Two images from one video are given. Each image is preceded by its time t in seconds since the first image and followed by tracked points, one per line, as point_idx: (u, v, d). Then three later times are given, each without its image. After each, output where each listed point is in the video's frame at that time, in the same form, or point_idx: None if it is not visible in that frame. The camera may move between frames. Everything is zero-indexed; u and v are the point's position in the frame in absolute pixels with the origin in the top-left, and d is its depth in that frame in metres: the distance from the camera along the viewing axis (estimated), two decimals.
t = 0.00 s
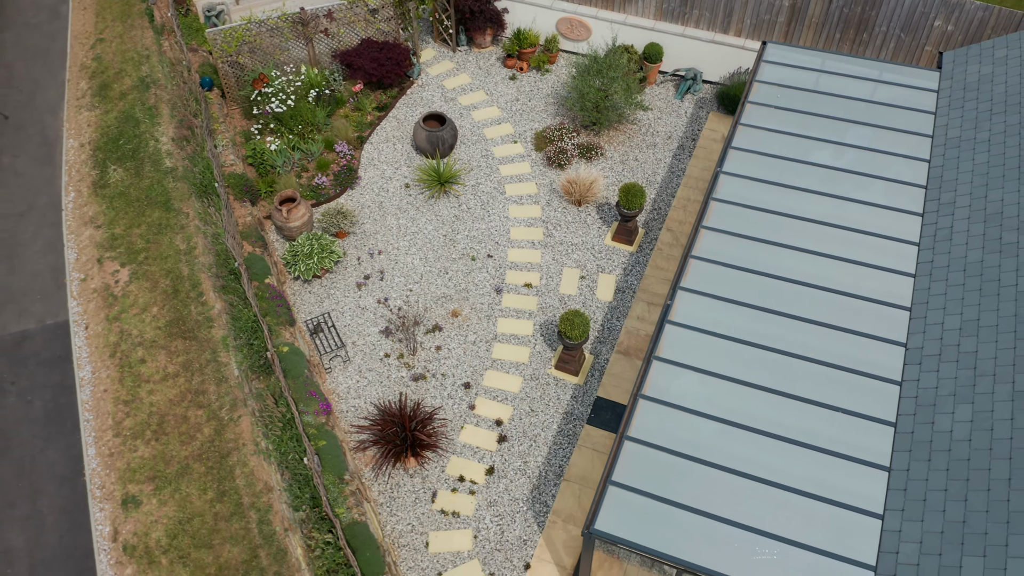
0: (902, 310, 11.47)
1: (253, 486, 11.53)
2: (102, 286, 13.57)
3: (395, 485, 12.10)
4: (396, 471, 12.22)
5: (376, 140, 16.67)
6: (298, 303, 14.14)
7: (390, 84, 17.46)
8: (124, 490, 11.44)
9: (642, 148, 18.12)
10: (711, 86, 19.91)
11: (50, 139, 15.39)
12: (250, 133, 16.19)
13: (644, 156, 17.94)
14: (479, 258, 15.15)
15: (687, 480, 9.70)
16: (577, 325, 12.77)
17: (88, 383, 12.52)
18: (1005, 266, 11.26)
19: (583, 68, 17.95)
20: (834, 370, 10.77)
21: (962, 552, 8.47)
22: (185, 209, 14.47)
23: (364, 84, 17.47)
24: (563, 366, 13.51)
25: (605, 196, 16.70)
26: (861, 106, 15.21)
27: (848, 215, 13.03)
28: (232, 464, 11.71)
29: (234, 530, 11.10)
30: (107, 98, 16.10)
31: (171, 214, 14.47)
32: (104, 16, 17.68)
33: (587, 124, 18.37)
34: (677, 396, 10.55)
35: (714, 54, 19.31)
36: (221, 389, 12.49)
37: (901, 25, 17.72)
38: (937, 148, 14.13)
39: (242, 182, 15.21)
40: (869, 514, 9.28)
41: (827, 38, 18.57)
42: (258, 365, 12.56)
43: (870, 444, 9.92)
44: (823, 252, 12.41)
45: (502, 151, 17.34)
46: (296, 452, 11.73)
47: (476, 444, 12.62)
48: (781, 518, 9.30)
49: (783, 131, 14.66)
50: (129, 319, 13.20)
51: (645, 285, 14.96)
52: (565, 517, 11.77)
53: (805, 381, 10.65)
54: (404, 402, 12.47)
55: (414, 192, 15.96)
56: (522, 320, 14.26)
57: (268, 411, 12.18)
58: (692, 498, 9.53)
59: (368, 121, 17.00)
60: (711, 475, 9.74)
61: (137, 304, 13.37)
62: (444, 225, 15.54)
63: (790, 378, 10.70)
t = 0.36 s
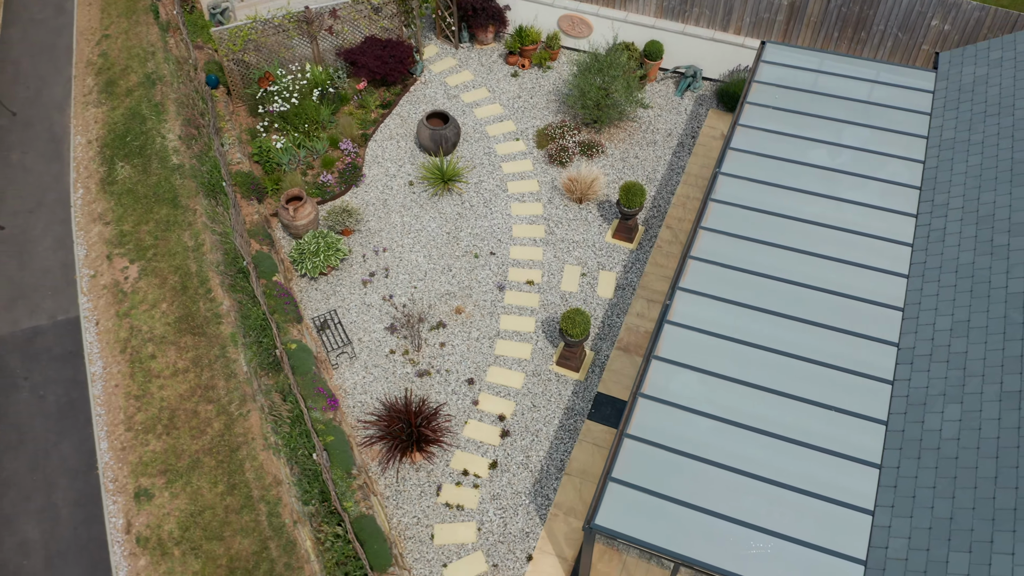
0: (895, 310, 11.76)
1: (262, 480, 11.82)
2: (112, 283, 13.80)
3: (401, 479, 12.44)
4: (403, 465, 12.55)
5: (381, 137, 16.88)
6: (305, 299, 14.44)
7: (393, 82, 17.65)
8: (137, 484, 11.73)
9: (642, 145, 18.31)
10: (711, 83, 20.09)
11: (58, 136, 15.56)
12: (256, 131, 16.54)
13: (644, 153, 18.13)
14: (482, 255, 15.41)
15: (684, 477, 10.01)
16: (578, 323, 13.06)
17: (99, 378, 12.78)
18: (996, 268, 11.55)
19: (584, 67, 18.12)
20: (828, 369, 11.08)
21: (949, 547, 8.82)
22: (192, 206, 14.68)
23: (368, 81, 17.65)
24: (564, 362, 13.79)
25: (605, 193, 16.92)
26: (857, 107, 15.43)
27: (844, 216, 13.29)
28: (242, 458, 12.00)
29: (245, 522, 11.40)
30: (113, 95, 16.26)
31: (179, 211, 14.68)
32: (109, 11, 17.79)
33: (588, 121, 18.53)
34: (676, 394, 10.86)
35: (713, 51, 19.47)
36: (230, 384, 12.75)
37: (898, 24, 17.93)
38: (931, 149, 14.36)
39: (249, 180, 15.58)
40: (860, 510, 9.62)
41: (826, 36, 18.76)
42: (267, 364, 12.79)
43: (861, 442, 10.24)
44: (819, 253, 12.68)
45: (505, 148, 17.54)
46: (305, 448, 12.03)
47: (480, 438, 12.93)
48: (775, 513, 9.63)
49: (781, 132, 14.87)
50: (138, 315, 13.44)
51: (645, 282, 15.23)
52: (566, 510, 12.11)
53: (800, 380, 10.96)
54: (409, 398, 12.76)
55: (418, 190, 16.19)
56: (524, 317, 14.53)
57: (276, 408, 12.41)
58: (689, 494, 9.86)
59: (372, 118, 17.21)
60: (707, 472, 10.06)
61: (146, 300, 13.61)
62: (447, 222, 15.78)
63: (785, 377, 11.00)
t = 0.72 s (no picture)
0: (887, 309, 12.09)
1: (272, 471, 12.17)
2: (122, 278, 14.06)
3: (406, 471, 12.76)
4: (407, 458, 12.87)
5: (384, 134, 17.11)
6: (311, 295, 14.73)
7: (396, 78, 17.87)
8: (150, 475, 12.06)
9: (641, 142, 18.51)
10: (710, 79, 20.27)
11: (66, 132, 15.76)
12: (261, 127, 16.78)
13: (644, 149, 18.35)
14: (484, 251, 15.68)
15: (681, 472, 10.38)
16: (578, 319, 13.37)
17: (111, 372, 13.06)
18: (985, 268, 11.87)
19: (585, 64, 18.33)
20: (821, 367, 11.42)
21: (935, 540, 9.19)
22: (200, 203, 14.93)
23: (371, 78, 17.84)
24: (565, 357, 14.10)
25: (606, 190, 17.16)
26: (853, 107, 15.66)
27: (838, 215, 13.58)
28: (252, 451, 12.33)
29: (255, 513, 11.78)
30: (120, 91, 16.45)
31: (186, 207, 14.92)
32: (114, 7, 17.95)
33: (588, 118, 18.68)
34: (673, 391, 11.20)
35: (712, 48, 19.66)
36: (239, 378, 13.06)
37: (895, 22, 18.14)
38: (925, 149, 14.61)
39: (256, 177, 15.78)
40: (850, 503, 10.00)
41: (823, 34, 18.97)
42: (277, 359, 13.11)
43: (852, 437, 10.61)
44: (814, 252, 12.98)
45: (506, 145, 17.77)
46: (314, 442, 12.36)
47: (483, 432, 13.28)
48: (768, 507, 10.01)
49: (777, 132, 15.11)
50: (148, 311, 13.71)
51: (644, 278, 15.51)
52: (567, 502, 12.47)
53: (794, 377, 11.31)
54: (414, 393, 13.08)
55: (421, 186, 16.45)
56: (526, 313, 14.84)
57: (285, 403, 12.73)
58: (686, 488, 10.22)
59: (375, 115, 17.44)
60: (703, 466, 10.41)
61: (155, 296, 13.88)
62: (450, 219, 16.05)
63: (779, 374, 11.35)
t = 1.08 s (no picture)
0: (876, 309, 12.44)
1: (279, 465, 12.54)
2: (130, 274, 14.34)
3: (409, 465, 13.13)
4: (411, 452, 13.24)
5: (386, 132, 17.37)
6: (317, 292, 15.03)
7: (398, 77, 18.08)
8: (160, 468, 12.41)
9: (639, 139, 18.72)
10: (708, 76, 20.47)
11: (73, 129, 16.02)
12: (266, 125, 17.00)
13: (642, 147, 18.58)
14: (485, 249, 15.98)
15: (675, 467, 10.77)
16: (576, 317, 13.71)
17: (121, 367, 13.37)
18: (972, 270, 12.22)
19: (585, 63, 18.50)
20: (812, 365, 11.79)
21: (918, 535, 9.59)
22: (205, 200, 15.19)
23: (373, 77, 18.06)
24: (563, 353, 14.44)
25: (604, 188, 17.43)
26: (847, 107, 15.88)
27: (831, 216, 13.88)
28: (259, 445, 12.69)
29: (263, 505, 12.15)
30: (125, 88, 16.70)
31: (192, 204, 15.19)
32: (119, 4, 18.19)
33: (587, 117, 18.86)
34: (668, 389, 11.57)
35: (709, 46, 19.87)
36: (246, 373, 13.40)
37: (889, 22, 18.40)
38: (916, 151, 14.86)
39: (261, 176, 16.05)
40: (837, 498, 10.40)
41: (819, 33, 19.23)
42: (284, 357, 13.41)
43: (841, 434, 11.00)
44: (806, 253, 13.30)
45: (507, 143, 18.02)
46: (320, 438, 12.65)
47: (484, 426, 13.65)
48: (759, 501, 10.42)
49: (772, 133, 15.36)
50: (156, 307, 14.01)
51: (641, 275, 15.82)
52: (565, 494, 12.87)
53: (785, 375, 11.68)
54: (417, 389, 13.47)
55: (423, 184, 16.72)
56: (526, 310, 15.17)
57: (292, 400, 13.01)
58: (680, 483, 10.62)
59: (377, 113, 17.68)
60: (696, 462, 10.80)
61: (163, 292, 14.18)
62: (451, 216, 16.34)
63: (771, 373, 11.72)
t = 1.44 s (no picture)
0: (862, 311, 12.88)
1: (285, 459, 12.97)
2: (137, 273, 14.67)
3: (411, 460, 13.58)
4: (412, 448, 13.68)
5: (387, 132, 17.69)
6: (320, 291, 15.40)
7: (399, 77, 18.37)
8: (170, 463, 12.82)
9: (636, 139, 19.01)
10: (704, 76, 20.73)
11: (79, 128, 16.31)
12: (269, 125, 17.31)
13: (638, 147, 18.86)
14: (484, 248, 16.35)
15: (666, 465, 11.25)
16: (572, 317, 14.13)
17: (130, 364, 13.74)
18: (955, 274, 12.65)
19: (581, 66, 18.79)
20: (799, 366, 12.25)
21: (897, 531, 10.07)
22: (210, 199, 15.50)
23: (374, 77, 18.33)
24: (560, 351, 14.85)
25: (601, 187, 17.76)
26: (838, 111, 16.20)
27: (820, 219, 14.27)
28: (265, 440, 13.11)
29: (270, 498, 12.59)
30: (130, 88, 16.99)
31: (198, 204, 15.50)
32: (123, 3, 18.49)
33: (584, 117, 19.11)
34: (661, 389, 12.03)
35: (704, 47, 20.12)
36: (252, 370, 13.79)
37: (881, 24, 18.72)
38: (905, 155, 15.20)
39: (265, 177, 16.40)
40: (820, 495, 10.89)
41: (812, 34, 19.57)
42: (289, 356, 13.80)
43: (825, 433, 11.48)
44: (796, 256, 13.71)
45: (505, 143, 18.34)
46: (325, 435, 13.05)
47: (483, 422, 14.09)
48: (746, 498, 10.91)
49: (764, 137, 15.70)
50: (164, 305, 14.36)
51: (636, 274, 16.20)
52: (561, 489, 13.34)
53: (773, 376, 12.14)
54: (418, 387, 13.88)
55: (424, 184, 17.06)
56: (524, 308, 15.56)
57: (297, 398, 13.42)
58: (670, 480, 11.10)
59: (378, 113, 17.99)
60: (686, 461, 11.28)
61: (170, 290, 14.52)
62: (451, 216, 16.69)
63: (759, 374, 12.17)
